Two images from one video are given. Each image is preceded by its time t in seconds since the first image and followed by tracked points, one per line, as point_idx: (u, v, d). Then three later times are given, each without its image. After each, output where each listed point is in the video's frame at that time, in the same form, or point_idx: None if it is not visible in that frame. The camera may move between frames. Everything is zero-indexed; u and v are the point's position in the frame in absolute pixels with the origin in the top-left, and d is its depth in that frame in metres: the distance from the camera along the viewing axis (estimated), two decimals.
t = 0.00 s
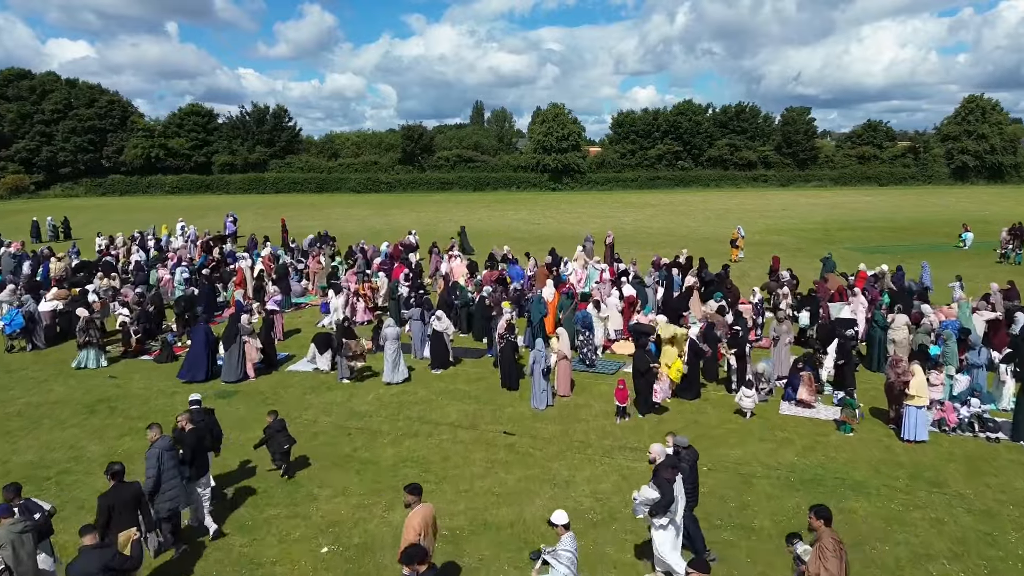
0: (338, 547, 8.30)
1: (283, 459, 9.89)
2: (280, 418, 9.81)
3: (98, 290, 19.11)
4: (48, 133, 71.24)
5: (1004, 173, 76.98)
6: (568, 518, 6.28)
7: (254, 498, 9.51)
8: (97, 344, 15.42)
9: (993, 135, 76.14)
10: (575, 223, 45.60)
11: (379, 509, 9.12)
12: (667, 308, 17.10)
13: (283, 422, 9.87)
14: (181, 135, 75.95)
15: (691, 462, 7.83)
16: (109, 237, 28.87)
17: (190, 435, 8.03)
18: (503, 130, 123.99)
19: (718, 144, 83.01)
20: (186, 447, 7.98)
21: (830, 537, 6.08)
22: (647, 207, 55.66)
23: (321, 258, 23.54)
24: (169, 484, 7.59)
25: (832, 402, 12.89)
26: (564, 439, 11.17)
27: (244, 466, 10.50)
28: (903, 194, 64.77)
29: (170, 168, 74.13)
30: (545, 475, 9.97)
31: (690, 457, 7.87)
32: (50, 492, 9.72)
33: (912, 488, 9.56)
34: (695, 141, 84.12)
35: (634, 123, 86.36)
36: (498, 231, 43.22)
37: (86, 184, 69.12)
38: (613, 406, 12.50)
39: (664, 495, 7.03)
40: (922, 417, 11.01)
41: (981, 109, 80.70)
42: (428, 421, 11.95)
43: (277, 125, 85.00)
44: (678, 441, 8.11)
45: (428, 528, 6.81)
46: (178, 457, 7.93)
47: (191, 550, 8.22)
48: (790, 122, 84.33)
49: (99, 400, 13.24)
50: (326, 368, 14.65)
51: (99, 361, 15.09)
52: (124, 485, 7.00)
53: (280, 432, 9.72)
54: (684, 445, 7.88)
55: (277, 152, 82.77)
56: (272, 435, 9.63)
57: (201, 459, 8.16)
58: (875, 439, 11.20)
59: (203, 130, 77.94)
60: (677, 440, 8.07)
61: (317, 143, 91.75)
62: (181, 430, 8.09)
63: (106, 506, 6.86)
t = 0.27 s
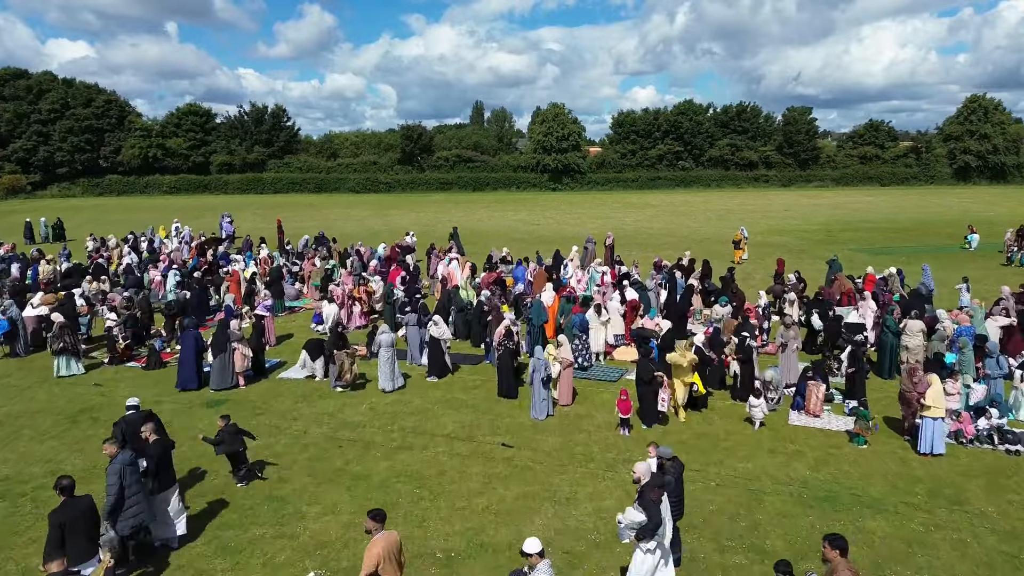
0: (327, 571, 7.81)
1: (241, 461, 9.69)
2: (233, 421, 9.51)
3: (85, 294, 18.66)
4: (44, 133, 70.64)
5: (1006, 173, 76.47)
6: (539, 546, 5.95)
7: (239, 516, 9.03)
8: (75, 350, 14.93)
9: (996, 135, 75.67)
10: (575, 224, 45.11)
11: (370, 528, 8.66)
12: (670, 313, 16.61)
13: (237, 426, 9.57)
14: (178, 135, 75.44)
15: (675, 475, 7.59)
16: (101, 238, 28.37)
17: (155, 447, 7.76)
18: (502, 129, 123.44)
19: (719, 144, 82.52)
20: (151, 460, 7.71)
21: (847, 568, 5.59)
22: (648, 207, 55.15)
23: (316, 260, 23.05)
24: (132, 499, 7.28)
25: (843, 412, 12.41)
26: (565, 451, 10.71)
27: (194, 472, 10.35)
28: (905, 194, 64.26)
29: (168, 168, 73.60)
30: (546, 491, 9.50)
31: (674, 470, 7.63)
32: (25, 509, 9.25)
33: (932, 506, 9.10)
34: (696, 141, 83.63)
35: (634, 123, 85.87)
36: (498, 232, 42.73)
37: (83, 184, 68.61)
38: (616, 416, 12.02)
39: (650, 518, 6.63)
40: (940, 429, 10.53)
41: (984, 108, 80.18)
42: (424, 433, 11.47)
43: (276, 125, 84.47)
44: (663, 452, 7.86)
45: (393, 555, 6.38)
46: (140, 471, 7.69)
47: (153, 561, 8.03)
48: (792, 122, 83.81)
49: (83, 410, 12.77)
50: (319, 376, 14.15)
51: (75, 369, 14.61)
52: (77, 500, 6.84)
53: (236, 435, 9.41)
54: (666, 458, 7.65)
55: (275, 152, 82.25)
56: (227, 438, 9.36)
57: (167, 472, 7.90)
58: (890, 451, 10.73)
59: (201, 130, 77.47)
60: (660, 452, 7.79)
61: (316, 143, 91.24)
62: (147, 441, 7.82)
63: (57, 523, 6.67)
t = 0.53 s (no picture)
0: None
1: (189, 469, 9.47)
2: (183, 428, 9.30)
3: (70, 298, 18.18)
4: (41, 133, 70.17)
5: (1009, 173, 76.01)
6: None
7: (222, 536, 8.57)
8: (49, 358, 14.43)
9: (998, 135, 75.22)
10: (575, 225, 44.67)
11: (360, 550, 8.18)
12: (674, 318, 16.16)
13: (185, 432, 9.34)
14: (176, 136, 75.04)
15: (656, 496, 6.92)
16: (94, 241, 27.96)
17: (111, 466, 7.32)
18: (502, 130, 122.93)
19: (720, 144, 82.05)
20: (105, 481, 7.29)
21: None
22: (648, 208, 54.68)
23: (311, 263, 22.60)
24: (81, 524, 6.91)
25: (854, 423, 11.93)
26: (566, 466, 10.24)
27: (143, 481, 10.25)
28: (908, 195, 63.79)
29: (165, 169, 73.14)
30: (545, 510, 9.03)
31: (654, 490, 6.97)
32: None
33: (953, 526, 8.62)
34: (697, 141, 83.22)
35: (634, 123, 85.41)
36: (497, 233, 42.25)
37: (80, 185, 68.08)
38: (619, 428, 11.55)
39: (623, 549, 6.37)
40: (959, 442, 10.04)
41: (986, 108, 79.73)
42: (419, 446, 10.99)
43: (274, 125, 84.03)
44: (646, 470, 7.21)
45: None
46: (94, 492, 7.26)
47: None
48: (793, 122, 83.42)
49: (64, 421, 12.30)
50: (310, 384, 13.66)
51: (46, 378, 14.14)
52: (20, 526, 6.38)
53: (182, 442, 9.23)
54: (645, 479, 7.03)
55: (273, 152, 81.80)
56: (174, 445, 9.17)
57: (122, 494, 7.46)
58: (906, 466, 10.24)
59: (198, 130, 76.97)
60: (642, 470, 7.17)
61: (315, 143, 90.85)
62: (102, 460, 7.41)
63: None
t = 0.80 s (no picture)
0: None
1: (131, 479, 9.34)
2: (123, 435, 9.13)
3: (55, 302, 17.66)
4: (38, 133, 69.60)
5: (1012, 173, 75.51)
6: None
7: (204, 558, 8.11)
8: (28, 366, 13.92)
9: (1001, 135, 74.74)
10: (576, 226, 44.23)
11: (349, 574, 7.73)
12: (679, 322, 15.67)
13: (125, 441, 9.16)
14: (174, 136, 74.54)
15: (637, 513, 6.83)
16: (86, 243, 27.47)
17: (63, 482, 7.08)
18: (502, 130, 122.43)
19: (721, 144, 81.57)
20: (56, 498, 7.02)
21: None
22: (649, 209, 54.24)
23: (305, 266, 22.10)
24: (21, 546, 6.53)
25: (867, 434, 11.47)
26: (568, 482, 9.77)
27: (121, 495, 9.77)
28: (910, 195, 63.34)
29: (163, 169, 72.61)
30: (544, 530, 8.56)
31: (634, 506, 6.87)
32: None
33: (977, 548, 8.16)
34: (698, 141, 82.75)
35: (635, 123, 84.96)
36: (496, 234, 41.77)
37: (77, 185, 67.53)
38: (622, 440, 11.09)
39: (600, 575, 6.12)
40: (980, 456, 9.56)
41: (988, 108, 79.22)
42: (413, 459, 10.54)
43: (273, 125, 83.56)
44: (622, 484, 7.00)
45: None
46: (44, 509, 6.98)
47: None
48: (794, 122, 82.99)
49: (45, 433, 11.82)
50: (302, 393, 13.16)
51: (25, 386, 13.62)
52: None
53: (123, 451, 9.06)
54: (624, 496, 6.83)
55: (272, 152, 81.29)
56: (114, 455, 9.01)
57: (77, 511, 7.23)
58: (923, 481, 9.78)
59: (196, 130, 76.45)
60: (620, 485, 6.93)
61: (314, 143, 90.43)
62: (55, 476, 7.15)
63: None
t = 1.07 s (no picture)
0: None
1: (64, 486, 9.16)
2: (50, 444, 8.98)
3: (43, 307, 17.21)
4: (34, 134, 69.04)
5: (1014, 173, 75.03)
6: None
7: None
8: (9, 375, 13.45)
9: (1003, 135, 74.27)
10: (576, 227, 43.79)
11: None
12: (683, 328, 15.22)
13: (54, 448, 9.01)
14: (171, 136, 74.06)
15: (615, 537, 6.35)
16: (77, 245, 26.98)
17: (16, 501, 6.89)
18: (502, 129, 122.00)
19: (721, 144, 81.13)
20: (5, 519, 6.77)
21: None
22: (650, 209, 53.80)
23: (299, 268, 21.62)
24: None
25: (880, 447, 11.02)
26: (568, 500, 9.29)
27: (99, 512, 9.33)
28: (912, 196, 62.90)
29: (160, 169, 72.12)
30: (543, 553, 8.08)
31: (613, 530, 6.40)
32: None
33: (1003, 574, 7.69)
34: (699, 141, 82.29)
35: (635, 123, 84.50)
36: (495, 235, 41.29)
37: (74, 185, 66.98)
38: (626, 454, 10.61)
39: None
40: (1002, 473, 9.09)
41: (991, 108, 78.69)
42: (407, 474, 10.06)
43: (271, 125, 83.09)
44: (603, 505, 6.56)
45: None
46: None
47: None
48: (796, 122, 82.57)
49: (23, 445, 11.32)
50: (292, 403, 12.69)
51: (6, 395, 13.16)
52: None
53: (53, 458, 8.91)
54: (602, 519, 6.42)
55: (270, 152, 80.81)
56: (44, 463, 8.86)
57: (27, 534, 6.91)
58: (943, 500, 9.31)
59: (194, 130, 76.02)
60: (597, 508, 6.50)
61: (313, 144, 90.02)
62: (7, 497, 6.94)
63: None
